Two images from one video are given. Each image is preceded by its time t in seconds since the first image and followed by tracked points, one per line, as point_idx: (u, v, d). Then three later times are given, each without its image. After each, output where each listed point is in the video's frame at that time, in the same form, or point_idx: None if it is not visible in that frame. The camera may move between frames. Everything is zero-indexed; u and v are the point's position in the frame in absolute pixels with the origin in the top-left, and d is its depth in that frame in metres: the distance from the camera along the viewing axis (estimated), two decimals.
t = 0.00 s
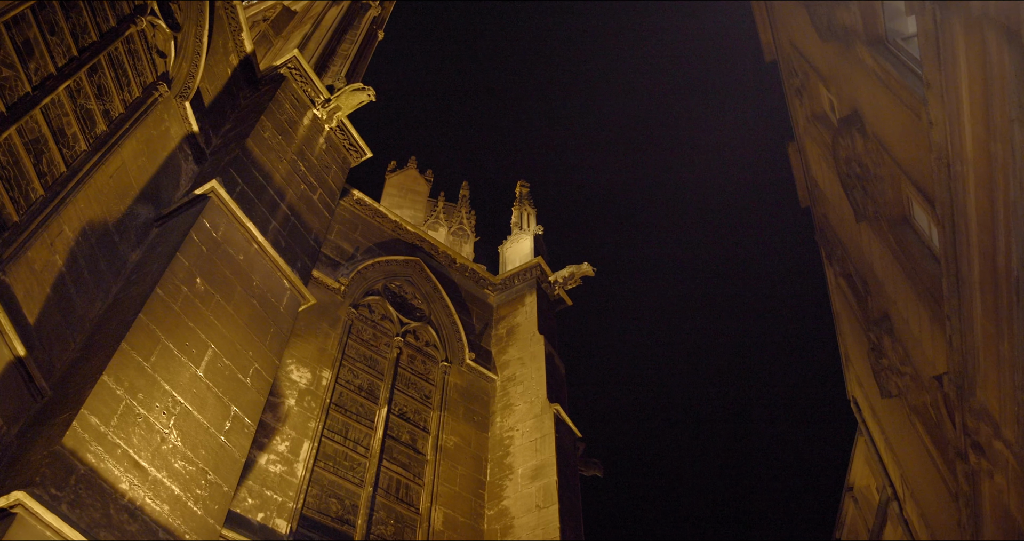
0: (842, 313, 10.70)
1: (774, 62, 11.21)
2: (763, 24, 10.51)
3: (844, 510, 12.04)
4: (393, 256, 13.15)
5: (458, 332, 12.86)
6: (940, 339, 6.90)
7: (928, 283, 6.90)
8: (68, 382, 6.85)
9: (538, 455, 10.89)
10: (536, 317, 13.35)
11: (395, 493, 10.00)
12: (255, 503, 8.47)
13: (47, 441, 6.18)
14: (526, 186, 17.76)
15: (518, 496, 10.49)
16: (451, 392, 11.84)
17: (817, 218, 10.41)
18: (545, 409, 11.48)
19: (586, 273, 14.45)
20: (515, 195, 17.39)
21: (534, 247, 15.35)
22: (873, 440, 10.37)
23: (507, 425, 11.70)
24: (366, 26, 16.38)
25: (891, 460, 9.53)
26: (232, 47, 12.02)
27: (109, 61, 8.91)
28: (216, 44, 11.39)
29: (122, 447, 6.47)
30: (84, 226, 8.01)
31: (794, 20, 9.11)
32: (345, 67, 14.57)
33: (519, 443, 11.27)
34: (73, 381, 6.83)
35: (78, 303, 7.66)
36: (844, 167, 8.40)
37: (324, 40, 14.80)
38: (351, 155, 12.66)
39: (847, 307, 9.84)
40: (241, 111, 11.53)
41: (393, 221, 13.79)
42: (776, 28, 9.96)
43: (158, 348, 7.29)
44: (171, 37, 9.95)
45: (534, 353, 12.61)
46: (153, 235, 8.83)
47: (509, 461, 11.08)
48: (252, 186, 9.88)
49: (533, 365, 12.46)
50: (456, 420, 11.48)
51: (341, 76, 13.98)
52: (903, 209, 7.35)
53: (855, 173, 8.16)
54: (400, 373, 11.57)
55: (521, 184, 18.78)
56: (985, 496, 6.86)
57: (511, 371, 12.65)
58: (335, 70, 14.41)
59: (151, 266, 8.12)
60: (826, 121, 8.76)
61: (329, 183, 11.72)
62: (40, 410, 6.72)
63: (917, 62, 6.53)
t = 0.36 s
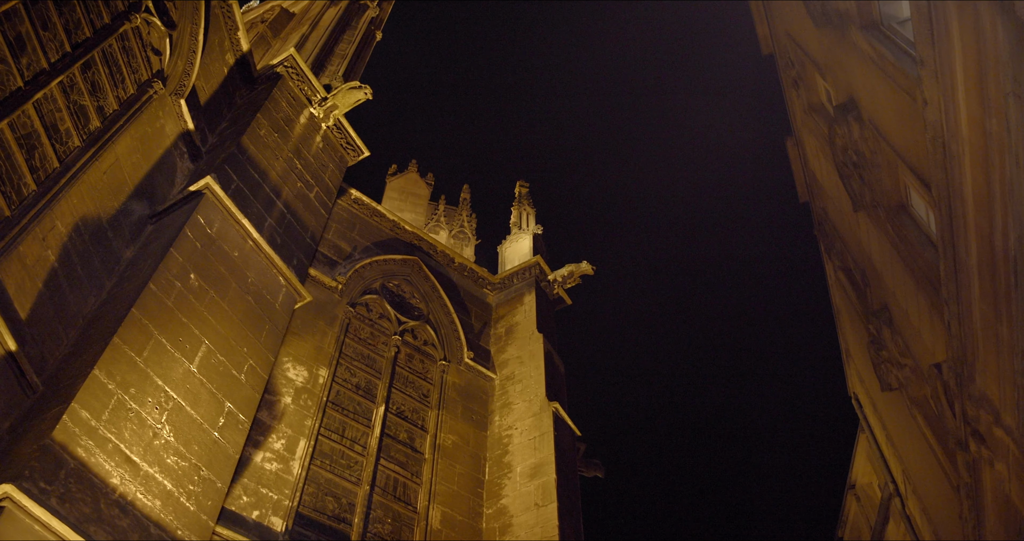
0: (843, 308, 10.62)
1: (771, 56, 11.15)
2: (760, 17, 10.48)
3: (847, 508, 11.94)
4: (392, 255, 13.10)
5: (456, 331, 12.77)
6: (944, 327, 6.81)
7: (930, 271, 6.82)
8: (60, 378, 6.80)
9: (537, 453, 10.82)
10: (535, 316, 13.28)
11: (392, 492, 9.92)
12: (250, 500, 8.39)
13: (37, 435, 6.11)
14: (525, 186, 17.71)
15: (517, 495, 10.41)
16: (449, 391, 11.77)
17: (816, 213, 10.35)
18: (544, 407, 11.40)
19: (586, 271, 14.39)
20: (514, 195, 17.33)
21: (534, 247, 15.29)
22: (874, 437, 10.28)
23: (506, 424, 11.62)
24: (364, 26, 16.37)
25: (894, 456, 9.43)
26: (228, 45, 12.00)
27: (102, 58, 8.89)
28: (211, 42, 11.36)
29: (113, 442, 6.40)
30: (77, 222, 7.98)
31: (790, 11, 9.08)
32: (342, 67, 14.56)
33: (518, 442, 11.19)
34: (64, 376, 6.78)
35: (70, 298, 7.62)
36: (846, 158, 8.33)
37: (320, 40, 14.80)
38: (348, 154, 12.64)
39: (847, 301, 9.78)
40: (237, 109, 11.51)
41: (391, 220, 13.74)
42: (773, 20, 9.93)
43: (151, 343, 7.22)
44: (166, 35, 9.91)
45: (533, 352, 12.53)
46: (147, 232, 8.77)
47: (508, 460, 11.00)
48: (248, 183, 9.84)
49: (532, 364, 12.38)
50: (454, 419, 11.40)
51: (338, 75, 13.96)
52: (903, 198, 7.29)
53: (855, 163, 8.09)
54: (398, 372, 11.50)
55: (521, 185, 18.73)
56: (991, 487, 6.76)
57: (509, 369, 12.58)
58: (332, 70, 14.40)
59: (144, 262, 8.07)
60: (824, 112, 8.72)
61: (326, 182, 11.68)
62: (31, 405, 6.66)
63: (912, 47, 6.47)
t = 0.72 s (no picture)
0: (843, 304, 10.57)
1: (770, 52, 11.11)
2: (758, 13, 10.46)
3: (849, 507, 11.87)
4: (390, 254, 13.07)
5: (455, 331, 12.73)
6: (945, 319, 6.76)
7: (930, 262, 6.76)
8: (54, 373, 6.76)
9: (536, 452, 10.75)
10: (534, 315, 13.24)
11: (390, 491, 9.87)
12: (246, 498, 8.34)
13: (29, 429, 6.08)
14: (525, 186, 17.68)
15: (515, 494, 10.35)
16: (447, 390, 11.71)
17: (816, 209, 10.30)
18: (543, 406, 11.35)
19: (585, 271, 14.35)
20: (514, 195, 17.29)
21: (534, 247, 15.25)
22: (876, 434, 10.20)
23: (505, 423, 11.57)
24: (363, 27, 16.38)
25: (895, 452, 9.37)
26: (226, 45, 12.00)
27: (99, 55, 8.88)
28: (209, 41, 11.36)
29: (107, 438, 6.36)
30: (72, 219, 7.96)
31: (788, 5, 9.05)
32: (341, 67, 14.57)
33: (516, 441, 11.13)
34: (59, 372, 6.74)
35: (65, 295, 7.58)
36: (845, 151, 8.29)
37: (319, 40, 14.81)
38: (346, 153, 12.62)
39: (847, 297, 9.72)
40: (235, 108, 11.50)
41: (390, 220, 13.72)
42: (770, 16, 9.91)
43: (146, 339, 7.18)
44: (163, 33, 9.90)
45: (533, 351, 12.48)
46: (143, 229, 8.73)
47: (506, 459, 10.94)
48: (245, 180, 9.82)
49: (531, 363, 12.32)
50: (453, 418, 11.35)
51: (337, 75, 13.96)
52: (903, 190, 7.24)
53: (854, 156, 8.05)
54: (396, 371, 11.45)
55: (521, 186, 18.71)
56: (995, 481, 6.68)
57: (509, 369, 12.53)
58: (331, 70, 14.40)
59: (139, 259, 8.04)
60: (822, 106, 8.69)
61: (323, 180, 11.66)
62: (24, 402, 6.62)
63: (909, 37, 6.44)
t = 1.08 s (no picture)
0: (842, 301, 10.52)
1: (768, 48, 11.10)
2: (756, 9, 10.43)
3: (850, 505, 11.81)
4: (389, 254, 13.04)
5: (455, 330, 12.69)
6: (945, 312, 6.72)
7: (930, 255, 6.71)
8: (49, 370, 6.73)
9: (535, 451, 10.71)
10: (533, 314, 13.20)
11: (389, 490, 9.82)
12: (244, 497, 8.29)
13: (24, 425, 6.04)
14: (525, 186, 17.65)
15: (515, 492, 10.30)
16: (446, 389, 11.67)
17: (815, 205, 10.26)
18: (542, 404, 11.30)
19: (584, 270, 14.31)
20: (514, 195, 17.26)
21: (533, 246, 15.23)
22: (877, 432, 10.14)
23: (504, 422, 11.52)
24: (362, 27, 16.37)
25: (897, 449, 9.31)
26: (224, 44, 11.99)
27: (95, 53, 8.87)
28: (206, 41, 11.34)
29: (101, 434, 6.33)
30: (67, 216, 7.93)
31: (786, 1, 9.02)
32: (339, 67, 14.56)
33: (516, 439, 11.08)
34: (54, 368, 6.71)
35: (61, 292, 7.55)
36: (844, 145, 8.25)
37: (317, 41, 14.80)
38: (344, 152, 12.61)
39: (848, 293, 9.68)
40: (233, 108, 11.49)
41: (388, 220, 13.69)
42: (768, 11, 9.88)
43: (141, 337, 7.15)
44: (160, 32, 9.89)
45: (532, 350, 12.44)
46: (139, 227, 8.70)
47: (505, 457, 10.89)
48: (242, 179, 9.80)
49: (530, 361, 12.28)
50: (452, 417, 11.30)
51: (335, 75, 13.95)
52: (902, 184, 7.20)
53: (853, 150, 8.01)
54: (395, 371, 11.41)
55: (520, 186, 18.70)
56: (996, 475, 6.63)
57: (508, 368, 12.48)
58: (329, 70, 14.39)
59: (135, 256, 8.02)
60: (821, 101, 8.66)
61: (321, 179, 11.64)
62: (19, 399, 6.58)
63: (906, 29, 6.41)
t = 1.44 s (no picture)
0: (842, 299, 10.48)
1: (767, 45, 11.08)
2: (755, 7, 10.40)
3: (851, 503, 11.76)
4: (388, 254, 13.01)
5: (454, 330, 12.66)
6: (944, 306, 6.68)
7: (929, 249, 6.67)
8: (45, 368, 6.70)
9: (534, 450, 10.67)
10: (532, 313, 13.16)
11: (388, 489, 9.78)
12: (241, 496, 8.26)
13: (19, 422, 6.01)
14: (525, 186, 17.63)
15: (514, 491, 10.26)
16: (445, 388, 11.64)
17: (814, 203, 10.23)
18: (541, 404, 11.26)
19: (584, 269, 14.28)
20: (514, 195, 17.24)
21: (532, 246, 15.20)
22: (878, 429, 10.10)
23: (503, 421, 11.48)
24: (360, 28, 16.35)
25: (897, 446, 9.27)
26: (222, 44, 11.98)
27: (92, 51, 8.86)
28: (204, 40, 11.33)
29: (96, 431, 6.30)
30: (63, 214, 7.91)
31: None
32: (338, 67, 14.55)
33: (515, 438, 11.04)
34: (49, 366, 6.68)
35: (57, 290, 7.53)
36: (843, 141, 8.22)
37: (316, 41, 14.79)
38: (343, 152, 12.60)
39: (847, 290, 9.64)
40: (231, 108, 11.47)
41: (387, 220, 13.66)
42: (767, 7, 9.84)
43: (137, 334, 7.12)
44: (157, 31, 9.87)
45: (531, 349, 12.40)
46: (136, 226, 8.67)
47: (504, 457, 10.85)
48: (240, 177, 9.78)
49: (529, 361, 12.25)
50: (451, 417, 11.27)
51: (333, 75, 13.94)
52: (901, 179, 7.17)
53: (852, 146, 7.98)
54: (394, 370, 11.37)
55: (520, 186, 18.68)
56: (996, 470, 6.60)
57: (507, 367, 12.45)
58: (328, 70, 14.37)
59: (132, 254, 7.99)
60: (820, 97, 8.62)
61: (320, 179, 11.62)
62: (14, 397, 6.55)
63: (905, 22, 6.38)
